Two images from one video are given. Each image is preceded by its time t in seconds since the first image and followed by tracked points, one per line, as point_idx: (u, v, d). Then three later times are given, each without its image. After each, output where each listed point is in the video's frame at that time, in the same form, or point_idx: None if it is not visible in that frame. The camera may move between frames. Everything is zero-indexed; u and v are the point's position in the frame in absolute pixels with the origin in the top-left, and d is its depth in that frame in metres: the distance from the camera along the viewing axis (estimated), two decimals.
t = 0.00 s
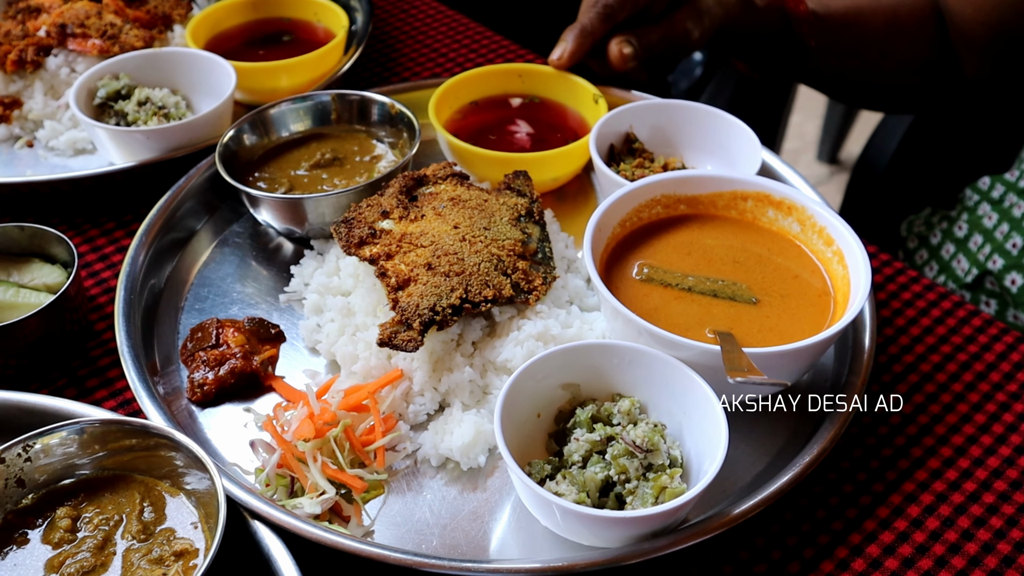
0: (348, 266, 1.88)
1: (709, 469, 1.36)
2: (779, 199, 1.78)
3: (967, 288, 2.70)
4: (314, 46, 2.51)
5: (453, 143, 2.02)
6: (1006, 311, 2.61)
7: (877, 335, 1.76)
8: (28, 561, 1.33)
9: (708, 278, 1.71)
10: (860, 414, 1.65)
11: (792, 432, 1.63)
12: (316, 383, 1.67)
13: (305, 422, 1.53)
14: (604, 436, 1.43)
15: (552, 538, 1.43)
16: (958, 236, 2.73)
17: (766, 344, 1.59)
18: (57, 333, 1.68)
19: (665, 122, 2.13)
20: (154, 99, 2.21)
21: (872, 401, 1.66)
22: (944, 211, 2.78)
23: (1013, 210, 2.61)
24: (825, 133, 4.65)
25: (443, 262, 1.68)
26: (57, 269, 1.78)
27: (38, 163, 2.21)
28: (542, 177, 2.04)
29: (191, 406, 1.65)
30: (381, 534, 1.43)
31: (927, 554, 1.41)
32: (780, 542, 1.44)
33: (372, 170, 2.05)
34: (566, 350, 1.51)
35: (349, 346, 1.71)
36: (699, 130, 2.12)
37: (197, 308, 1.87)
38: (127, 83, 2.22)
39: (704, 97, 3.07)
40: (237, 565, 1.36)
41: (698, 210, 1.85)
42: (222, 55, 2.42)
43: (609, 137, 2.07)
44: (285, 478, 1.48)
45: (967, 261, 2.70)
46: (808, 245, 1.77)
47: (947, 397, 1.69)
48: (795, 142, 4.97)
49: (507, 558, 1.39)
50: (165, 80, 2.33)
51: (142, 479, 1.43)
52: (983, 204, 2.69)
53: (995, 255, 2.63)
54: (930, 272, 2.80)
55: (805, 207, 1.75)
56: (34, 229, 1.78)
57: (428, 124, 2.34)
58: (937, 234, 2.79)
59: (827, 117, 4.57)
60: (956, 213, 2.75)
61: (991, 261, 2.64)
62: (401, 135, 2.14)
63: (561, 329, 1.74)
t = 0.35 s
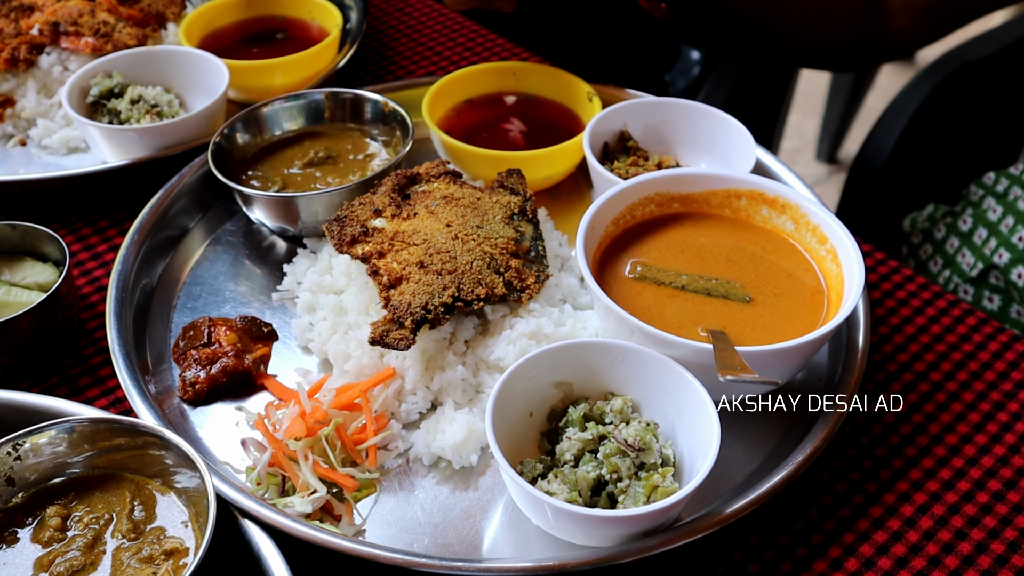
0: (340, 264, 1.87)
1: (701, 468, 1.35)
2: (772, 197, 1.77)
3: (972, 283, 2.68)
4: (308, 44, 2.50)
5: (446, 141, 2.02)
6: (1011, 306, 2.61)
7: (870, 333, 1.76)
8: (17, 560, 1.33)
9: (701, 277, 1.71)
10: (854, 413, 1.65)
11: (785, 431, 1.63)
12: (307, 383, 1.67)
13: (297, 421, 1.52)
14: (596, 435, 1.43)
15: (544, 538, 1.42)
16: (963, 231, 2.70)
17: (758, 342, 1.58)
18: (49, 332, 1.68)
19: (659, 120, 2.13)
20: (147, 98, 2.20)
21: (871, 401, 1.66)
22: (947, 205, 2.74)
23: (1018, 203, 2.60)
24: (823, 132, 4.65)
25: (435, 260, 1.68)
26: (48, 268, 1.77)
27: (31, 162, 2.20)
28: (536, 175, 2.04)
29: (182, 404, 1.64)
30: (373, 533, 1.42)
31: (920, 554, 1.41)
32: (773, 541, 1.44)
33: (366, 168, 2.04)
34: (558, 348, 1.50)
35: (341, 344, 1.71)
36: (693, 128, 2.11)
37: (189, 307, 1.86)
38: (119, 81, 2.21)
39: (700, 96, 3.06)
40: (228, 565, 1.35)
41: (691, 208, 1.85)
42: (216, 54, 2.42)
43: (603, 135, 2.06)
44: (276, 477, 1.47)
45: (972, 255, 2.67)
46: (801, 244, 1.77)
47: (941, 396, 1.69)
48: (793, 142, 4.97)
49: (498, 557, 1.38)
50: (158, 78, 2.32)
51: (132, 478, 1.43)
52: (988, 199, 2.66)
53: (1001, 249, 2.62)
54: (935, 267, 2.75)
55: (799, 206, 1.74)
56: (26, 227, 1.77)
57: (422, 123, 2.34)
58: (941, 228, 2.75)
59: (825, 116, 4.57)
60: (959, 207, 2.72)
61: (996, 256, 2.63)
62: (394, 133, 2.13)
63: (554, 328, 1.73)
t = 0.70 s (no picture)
0: (348, 269, 1.87)
1: (712, 474, 1.35)
2: (780, 202, 1.77)
3: (975, 288, 2.66)
4: (315, 48, 2.50)
5: (453, 145, 2.01)
6: (1014, 312, 2.59)
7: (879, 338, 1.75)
8: (26, 566, 1.33)
9: (710, 282, 1.70)
10: (863, 418, 1.64)
11: (794, 436, 1.62)
12: (316, 388, 1.67)
13: (305, 427, 1.52)
14: (605, 441, 1.42)
15: (553, 544, 1.42)
16: (966, 235, 2.67)
17: (768, 348, 1.58)
18: (56, 336, 1.68)
19: (667, 124, 2.12)
20: (154, 101, 2.20)
21: (872, 402, 1.66)
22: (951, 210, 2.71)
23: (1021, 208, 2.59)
24: (827, 134, 4.64)
25: (443, 266, 1.68)
26: (55, 272, 1.77)
27: (38, 165, 2.20)
28: (543, 179, 2.03)
29: (190, 409, 1.64)
30: (382, 539, 1.42)
31: (930, 560, 1.40)
32: (783, 547, 1.43)
33: (373, 172, 2.04)
34: (567, 354, 1.50)
35: (349, 349, 1.71)
36: (700, 132, 2.11)
37: (197, 311, 1.86)
38: (126, 85, 2.21)
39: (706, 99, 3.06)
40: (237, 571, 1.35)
41: (699, 213, 1.85)
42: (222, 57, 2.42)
43: (610, 139, 2.06)
44: (285, 483, 1.47)
45: (976, 260, 2.65)
46: (810, 248, 1.77)
47: (950, 401, 1.68)
48: (797, 143, 4.97)
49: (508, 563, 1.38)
50: (165, 82, 2.32)
51: (141, 484, 1.42)
52: (991, 203, 2.65)
53: (1005, 254, 2.61)
54: (938, 272, 2.72)
55: (807, 210, 1.74)
56: (33, 232, 1.77)
57: (428, 126, 2.34)
58: (945, 233, 2.70)
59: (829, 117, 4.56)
60: (963, 212, 2.70)
61: (1000, 261, 2.62)
62: (401, 137, 2.13)
63: (562, 333, 1.73)
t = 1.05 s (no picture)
0: (348, 268, 1.87)
1: (711, 473, 1.35)
2: (780, 200, 1.77)
3: (971, 289, 2.65)
4: (315, 47, 2.50)
5: (453, 144, 2.01)
6: (1010, 314, 2.56)
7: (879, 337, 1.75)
8: (25, 565, 1.33)
9: (710, 281, 1.70)
10: (863, 417, 1.64)
11: (794, 436, 1.62)
12: (315, 387, 1.67)
13: (304, 426, 1.52)
14: (604, 440, 1.42)
15: (552, 543, 1.42)
16: (962, 236, 2.66)
17: (768, 347, 1.58)
18: (56, 335, 1.68)
19: (667, 123, 2.12)
20: (154, 100, 2.20)
21: (871, 401, 1.65)
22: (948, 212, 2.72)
23: (1017, 210, 2.56)
24: (829, 133, 4.64)
25: (442, 264, 1.67)
26: (55, 271, 1.77)
27: (38, 164, 2.20)
28: (543, 178, 2.03)
29: (189, 408, 1.64)
30: (380, 538, 1.42)
31: (929, 559, 1.40)
32: (782, 546, 1.43)
33: (373, 171, 2.04)
34: (566, 352, 1.50)
35: (348, 348, 1.71)
36: (700, 131, 2.11)
37: (196, 310, 1.86)
38: (126, 84, 2.21)
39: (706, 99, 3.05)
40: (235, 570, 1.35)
41: (699, 212, 1.84)
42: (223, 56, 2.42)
43: (610, 138, 2.06)
44: (284, 482, 1.47)
45: (971, 261, 2.64)
46: (810, 247, 1.76)
47: (950, 400, 1.68)
48: (799, 142, 4.96)
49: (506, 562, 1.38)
50: (165, 81, 2.32)
51: (139, 482, 1.42)
52: (987, 205, 2.64)
53: (1000, 256, 2.58)
54: (934, 273, 2.72)
55: (808, 209, 1.73)
56: (32, 231, 1.77)
57: (428, 125, 2.33)
58: (941, 235, 2.71)
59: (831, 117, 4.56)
60: (960, 214, 2.70)
61: (995, 262, 2.59)
62: (401, 136, 2.13)
63: (562, 332, 1.73)
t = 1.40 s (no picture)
0: (350, 269, 1.88)
1: (712, 473, 1.35)
2: (781, 201, 1.77)
3: (974, 291, 2.67)
4: (317, 48, 2.51)
5: (455, 145, 2.02)
6: (1012, 315, 2.58)
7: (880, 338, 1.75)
8: (29, 564, 1.33)
9: (711, 281, 1.70)
10: (864, 417, 1.64)
11: (795, 436, 1.62)
12: (317, 386, 1.67)
13: (307, 426, 1.53)
14: (605, 440, 1.43)
15: (554, 543, 1.42)
16: (966, 238, 2.68)
17: (768, 347, 1.58)
18: (59, 335, 1.68)
19: (668, 124, 2.13)
20: (156, 102, 2.21)
21: (872, 402, 1.66)
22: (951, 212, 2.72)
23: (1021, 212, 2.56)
24: (830, 134, 4.64)
25: (444, 265, 1.68)
26: (58, 272, 1.78)
27: (41, 165, 2.21)
28: (545, 179, 2.04)
29: (192, 409, 1.64)
30: (382, 538, 1.42)
31: (930, 559, 1.40)
32: (783, 546, 1.43)
33: (375, 172, 2.04)
34: (567, 353, 1.50)
35: (350, 348, 1.71)
36: (701, 133, 2.11)
37: (199, 310, 1.86)
38: (128, 85, 2.22)
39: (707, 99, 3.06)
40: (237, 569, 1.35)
41: (701, 213, 1.85)
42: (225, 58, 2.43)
43: (611, 140, 2.06)
44: (286, 481, 1.47)
45: (975, 263, 2.66)
46: (811, 248, 1.77)
47: (950, 401, 1.68)
48: (800, 143, 4.96)
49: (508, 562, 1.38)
50: (167, 82, 2.33)
51: (143, 482, 1.43)
52: (991, 206, 2.64)
53: (1003, 258, 2.60)
54: (937, 274, 2.75)
55: (809, 210, 1.74)
56: (36, 232, 1.77)
57: (430, 126, 2.34)
58: (945, 236, 2.72)
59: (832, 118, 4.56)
60: (964, 215, 2.70)
61: (999, 264, 2.61)
62: (403, 137, 2.14)
63: (563, 332, 1.74)
